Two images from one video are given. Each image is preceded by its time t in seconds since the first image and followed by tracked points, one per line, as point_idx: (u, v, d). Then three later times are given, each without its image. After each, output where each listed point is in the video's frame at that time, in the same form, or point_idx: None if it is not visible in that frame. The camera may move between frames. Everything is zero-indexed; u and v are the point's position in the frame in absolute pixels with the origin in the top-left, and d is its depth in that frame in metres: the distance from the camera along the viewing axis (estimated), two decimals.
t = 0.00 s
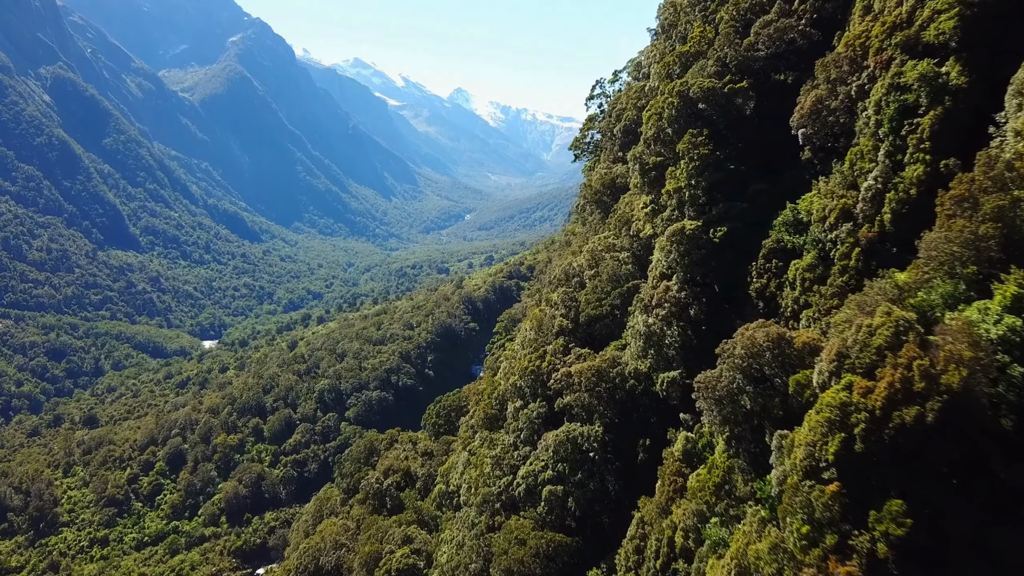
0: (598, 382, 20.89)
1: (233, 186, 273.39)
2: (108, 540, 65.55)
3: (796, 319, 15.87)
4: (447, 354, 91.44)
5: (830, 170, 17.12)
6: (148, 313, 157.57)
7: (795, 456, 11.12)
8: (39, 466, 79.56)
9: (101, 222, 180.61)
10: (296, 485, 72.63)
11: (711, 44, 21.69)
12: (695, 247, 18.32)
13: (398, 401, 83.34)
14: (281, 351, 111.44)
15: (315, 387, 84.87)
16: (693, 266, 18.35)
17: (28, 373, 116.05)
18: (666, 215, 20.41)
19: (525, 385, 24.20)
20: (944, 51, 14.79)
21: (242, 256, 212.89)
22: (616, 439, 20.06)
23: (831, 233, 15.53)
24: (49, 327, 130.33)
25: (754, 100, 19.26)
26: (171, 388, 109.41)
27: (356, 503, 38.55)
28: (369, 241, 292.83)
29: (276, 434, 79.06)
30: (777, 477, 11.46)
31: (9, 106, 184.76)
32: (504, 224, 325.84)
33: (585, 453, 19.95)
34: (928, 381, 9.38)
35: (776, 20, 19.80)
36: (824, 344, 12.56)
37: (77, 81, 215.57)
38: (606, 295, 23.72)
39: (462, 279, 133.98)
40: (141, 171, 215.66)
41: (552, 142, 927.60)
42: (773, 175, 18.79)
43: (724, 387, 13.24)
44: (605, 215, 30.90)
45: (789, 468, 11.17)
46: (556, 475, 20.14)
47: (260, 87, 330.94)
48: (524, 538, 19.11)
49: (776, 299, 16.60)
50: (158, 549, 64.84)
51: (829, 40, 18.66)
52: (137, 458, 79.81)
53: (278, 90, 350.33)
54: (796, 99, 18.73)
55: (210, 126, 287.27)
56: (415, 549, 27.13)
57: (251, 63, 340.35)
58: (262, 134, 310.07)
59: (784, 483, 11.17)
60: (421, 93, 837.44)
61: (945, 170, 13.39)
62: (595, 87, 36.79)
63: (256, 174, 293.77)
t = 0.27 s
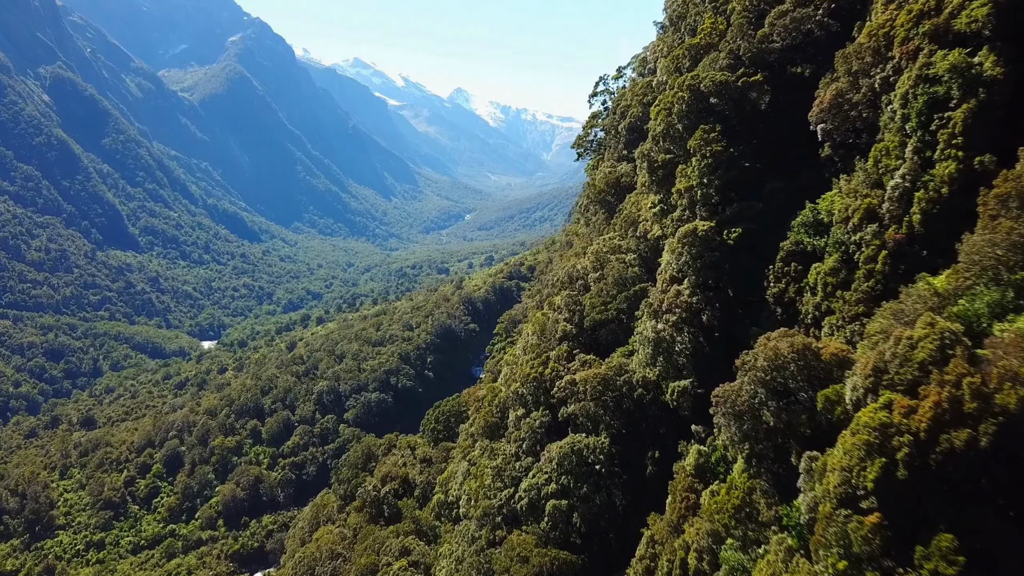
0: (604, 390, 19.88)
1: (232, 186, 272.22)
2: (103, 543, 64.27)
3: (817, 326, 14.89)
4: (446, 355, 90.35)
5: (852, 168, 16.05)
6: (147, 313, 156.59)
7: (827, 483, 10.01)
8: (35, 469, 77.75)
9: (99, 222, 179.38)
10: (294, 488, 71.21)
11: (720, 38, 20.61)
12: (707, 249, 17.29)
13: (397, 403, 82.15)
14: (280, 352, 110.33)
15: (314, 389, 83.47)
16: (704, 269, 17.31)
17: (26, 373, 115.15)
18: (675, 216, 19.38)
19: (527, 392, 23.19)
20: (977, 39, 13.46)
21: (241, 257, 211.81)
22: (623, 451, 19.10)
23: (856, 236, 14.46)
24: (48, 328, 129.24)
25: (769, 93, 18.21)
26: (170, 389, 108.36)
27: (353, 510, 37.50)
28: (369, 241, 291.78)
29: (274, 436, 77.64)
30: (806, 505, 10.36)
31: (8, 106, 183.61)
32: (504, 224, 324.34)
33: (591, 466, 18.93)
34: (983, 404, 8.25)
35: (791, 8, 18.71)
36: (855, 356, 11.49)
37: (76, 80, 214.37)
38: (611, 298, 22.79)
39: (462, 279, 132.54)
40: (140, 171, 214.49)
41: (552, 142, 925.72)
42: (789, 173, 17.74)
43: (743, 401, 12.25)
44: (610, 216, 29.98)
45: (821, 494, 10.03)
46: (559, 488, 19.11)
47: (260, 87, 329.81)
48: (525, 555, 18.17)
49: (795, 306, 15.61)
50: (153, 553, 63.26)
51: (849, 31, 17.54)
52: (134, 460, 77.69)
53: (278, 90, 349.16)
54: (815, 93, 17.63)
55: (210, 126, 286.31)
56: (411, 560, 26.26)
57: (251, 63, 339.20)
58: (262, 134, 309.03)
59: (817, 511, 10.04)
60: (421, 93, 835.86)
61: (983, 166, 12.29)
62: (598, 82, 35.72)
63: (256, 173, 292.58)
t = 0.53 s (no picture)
0: (610, 399, 18.88)
1: (232, 186, 271.16)
2: (100, 547, 61.76)
3: (842, 336, 13.86)
4: (446, 356, 89.17)
5: (877, 165, 15.00)
6: (145, 314, 155.36)
7: (867, 512, 8.98)
8: (30, 471, 75.18)
9: (98, 222, 178.22)
10: (292, 490, 69.61)
11: (733, 29, 19.59)
12: (722, 252, 16.27)
13: (397, 405, 80.88)
14: (278, 353, 109.12)
15: (312, 391, 81.95)
16: (717, 272, 16.31)
17: (24, 374, 113.96)
18: (685, 217, 18.38)
19: (530, 401, 22.18)
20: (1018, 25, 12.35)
21: (240, 257, 210.76)
22: (630, 464, 18.13)
23: (883, 237, 13.40)
24: (46, 328, 128.05)
25: (785, 87, 17.19)
26: (168, 390, 107.12)
27: (350, 519, 36.43)
28: (369, 241, 290.72)
29: (272, 438, 76.01)
30: (840, 535, 9.38)
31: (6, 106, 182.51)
32: (504, 224, 323.28)
33: (597, 480, 17.88)
34: None
35: None
36: (890, 372, 10.44)
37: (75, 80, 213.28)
38: (617, 302, 21.80)
39: (462, 279, 131.47)
40: (138, 171, 213.42)
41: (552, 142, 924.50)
42: (809, 170, 16.70)
43: (765, 417, 11.28)
44: (615, 215, 28.95)
45: (861, 526, 8.97)
46: (564, 504, 18.02)
47: (259, 87, 328.78)
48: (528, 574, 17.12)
49: (817, 313, 14.55)
50: (149, 557, 60.74)
51: (872, 20, 16.53)
52: (131, 462, 76.02)
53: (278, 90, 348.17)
54: (834, 87, 16.64)
55: (209, 126, 285.29)
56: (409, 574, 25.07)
57: (250, 63, 338.18)
58: (261, 134, 308.04)
59: (854, 543, 9.06)
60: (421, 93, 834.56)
61: None
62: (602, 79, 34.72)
63: (255, 173, 291.47)
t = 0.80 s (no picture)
0: (618, 410, 17.90)
1: (231, 186, 270.14)
2: (96, 550, 60.25)
3: (873, 344, 12.77)
4: (446, 358, 88.01)
5: (906, 161, 13.94)
6: (144, 314, 154.31)
7: (917, 553, 7.96)
8: (24, 473, 72.68)
9: (97, 222, 177.06)
10: (289, 493, 68.03)
11: (747, 18, 18.57)
12: (737, 255, 15.28)
13: (396, 407, 79.66)
14: (277, 354, 107.95)
15: (310, 392, 80.33)
16: (731, 276, 15.37)
17: (21, 375, 112.92)
18: (698, 217, 17.41)
19: (533, 410, 21.19)
20: None
21: (240, 257, 209.73)
22: (640, 479, 17.12)
23: (915, 238, 12.30)
24: (44, 329, 126.98)
25: (806, 78, 16.16)
26: (166, 391, 105.96)
27: (347, 527, 35.37)
28: (369, 241, 289.78)
29: (269, 441, 74.52)
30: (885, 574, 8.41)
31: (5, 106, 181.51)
32: (504, 224, 322.00)
33: (604, 495, 16.88)
34: None
35: None
36: (937, 390, 9.37)
37: (74, 80, 212.23)
38: (623, 307, 20.81)
39: (462, 280, 130.27)
40: (138, 171, 212.45)
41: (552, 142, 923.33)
42: (829, 168, 15.65)
43: (794, 437, 10.29)
44: (621, 215, 27.93)
45: (911, 567, 7.98)
46: (569, 520, 17.02)
47: (259, 86, 327.79)
48: None
49: (843, 321, 13.51)
50: (145, 561, 58.98)
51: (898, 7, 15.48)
52: (127, 465, 73.44)
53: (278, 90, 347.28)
54: (856, 79, 15.62)
55: (209, 126, 284.34)
56: None
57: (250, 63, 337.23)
58: (261, 134, 307.00)
59: None
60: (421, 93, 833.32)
61: None
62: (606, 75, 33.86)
63: (255, 173, 290.37)
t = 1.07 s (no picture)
0: (626, 421, 16.93)
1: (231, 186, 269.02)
2: (91, 554, 58.35)
3: (906, 355, 11.70)
4: (445, 359, 86.91)
5: (937, 157, 12.89)
6: (143, 315, 153.17)
7: None
8: (20, 475, 70.68)
9: (96, 222, 175.88)
10: (287, 496, 66.08)
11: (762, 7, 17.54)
12: (755, 259, 14.33)
13: (395, 410, 78.48)
14: (275, 355, 106.78)
15: (309, 394, 78.83)
16: (749, 281, 14.43)
17: (19, 376, 111.79)
18: (710, 218, 16.48)
19: (535, 420, 20.23)
20: None
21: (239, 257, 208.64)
22: (650, 495, 16.12)
23: (952, 241, 11.18)
24: (42, 329, 125.79)
25: (826, 70, 15.20)
26: (164, 393, 104.70)
27: (343, 536, 34.28)
28: (368, 241, 288.53)
29: (267, 443, 72.71)
30: None
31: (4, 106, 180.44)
32: (504, 224, 320.93)
33: (611, 512, 15.86)
34: None
35: None
36: (991, 412, 8.36)
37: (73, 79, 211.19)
38: (630, 312, 19.84)
39: (462, 280, 129.19)
40: (137, 171, 211.39)
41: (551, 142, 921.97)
42: (853, 165, 14.61)
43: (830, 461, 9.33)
44: (627, 215, 26.90)
45: None
46: (574, 538, 16.01)
47: (259, 86, 326.85)
48: None
49: (872, 329, 12.47)
50: (140, 567, 56.95)
51: None
52: (124, 467, 71.44)
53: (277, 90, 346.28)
54: (881, 70, 14.62)
55: (208, 126, 283.33)
56: None
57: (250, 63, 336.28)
58: (260, 134, 305.94)
59: None
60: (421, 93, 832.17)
61: None
62: (610, 70, 32.91)
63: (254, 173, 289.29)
